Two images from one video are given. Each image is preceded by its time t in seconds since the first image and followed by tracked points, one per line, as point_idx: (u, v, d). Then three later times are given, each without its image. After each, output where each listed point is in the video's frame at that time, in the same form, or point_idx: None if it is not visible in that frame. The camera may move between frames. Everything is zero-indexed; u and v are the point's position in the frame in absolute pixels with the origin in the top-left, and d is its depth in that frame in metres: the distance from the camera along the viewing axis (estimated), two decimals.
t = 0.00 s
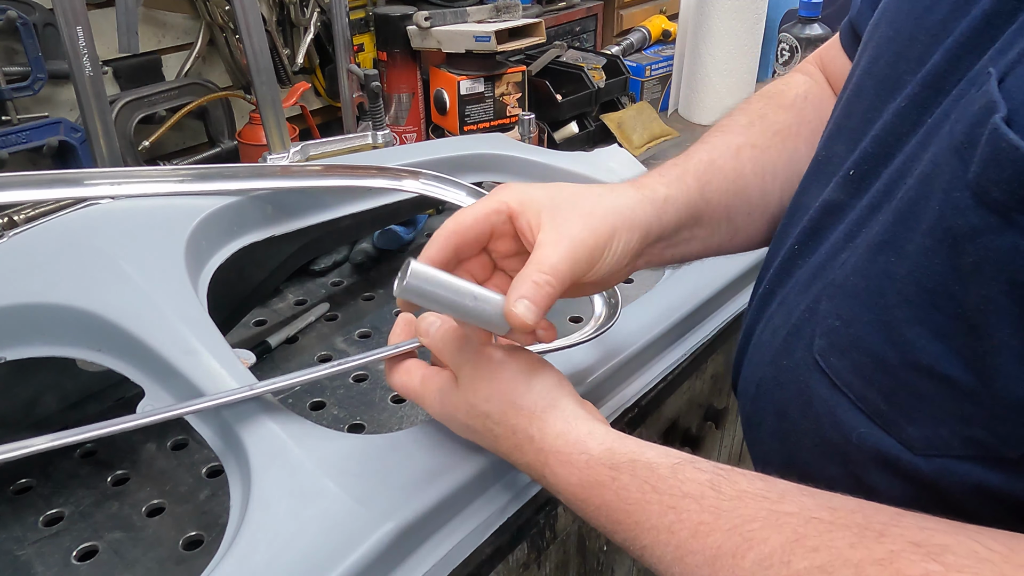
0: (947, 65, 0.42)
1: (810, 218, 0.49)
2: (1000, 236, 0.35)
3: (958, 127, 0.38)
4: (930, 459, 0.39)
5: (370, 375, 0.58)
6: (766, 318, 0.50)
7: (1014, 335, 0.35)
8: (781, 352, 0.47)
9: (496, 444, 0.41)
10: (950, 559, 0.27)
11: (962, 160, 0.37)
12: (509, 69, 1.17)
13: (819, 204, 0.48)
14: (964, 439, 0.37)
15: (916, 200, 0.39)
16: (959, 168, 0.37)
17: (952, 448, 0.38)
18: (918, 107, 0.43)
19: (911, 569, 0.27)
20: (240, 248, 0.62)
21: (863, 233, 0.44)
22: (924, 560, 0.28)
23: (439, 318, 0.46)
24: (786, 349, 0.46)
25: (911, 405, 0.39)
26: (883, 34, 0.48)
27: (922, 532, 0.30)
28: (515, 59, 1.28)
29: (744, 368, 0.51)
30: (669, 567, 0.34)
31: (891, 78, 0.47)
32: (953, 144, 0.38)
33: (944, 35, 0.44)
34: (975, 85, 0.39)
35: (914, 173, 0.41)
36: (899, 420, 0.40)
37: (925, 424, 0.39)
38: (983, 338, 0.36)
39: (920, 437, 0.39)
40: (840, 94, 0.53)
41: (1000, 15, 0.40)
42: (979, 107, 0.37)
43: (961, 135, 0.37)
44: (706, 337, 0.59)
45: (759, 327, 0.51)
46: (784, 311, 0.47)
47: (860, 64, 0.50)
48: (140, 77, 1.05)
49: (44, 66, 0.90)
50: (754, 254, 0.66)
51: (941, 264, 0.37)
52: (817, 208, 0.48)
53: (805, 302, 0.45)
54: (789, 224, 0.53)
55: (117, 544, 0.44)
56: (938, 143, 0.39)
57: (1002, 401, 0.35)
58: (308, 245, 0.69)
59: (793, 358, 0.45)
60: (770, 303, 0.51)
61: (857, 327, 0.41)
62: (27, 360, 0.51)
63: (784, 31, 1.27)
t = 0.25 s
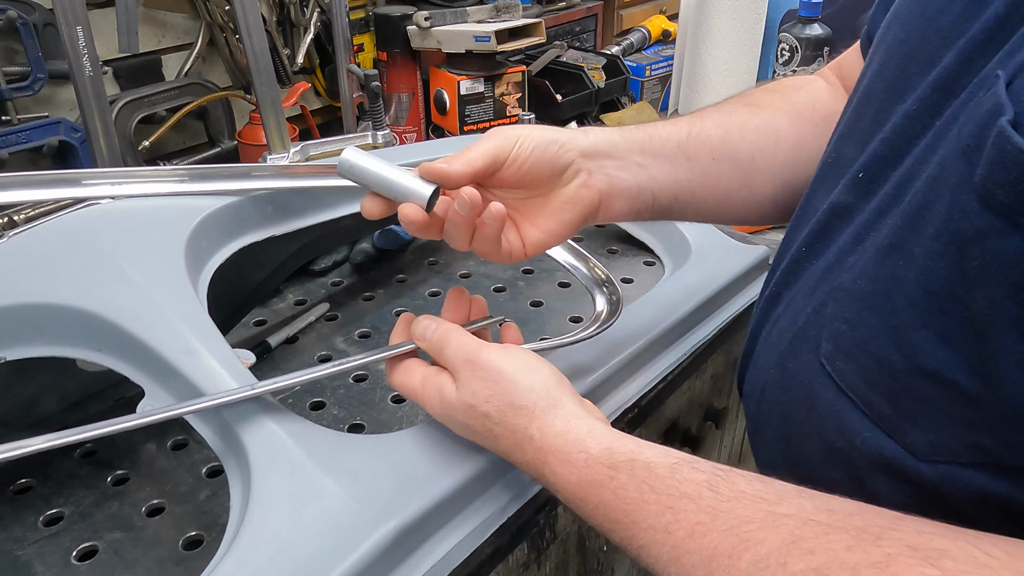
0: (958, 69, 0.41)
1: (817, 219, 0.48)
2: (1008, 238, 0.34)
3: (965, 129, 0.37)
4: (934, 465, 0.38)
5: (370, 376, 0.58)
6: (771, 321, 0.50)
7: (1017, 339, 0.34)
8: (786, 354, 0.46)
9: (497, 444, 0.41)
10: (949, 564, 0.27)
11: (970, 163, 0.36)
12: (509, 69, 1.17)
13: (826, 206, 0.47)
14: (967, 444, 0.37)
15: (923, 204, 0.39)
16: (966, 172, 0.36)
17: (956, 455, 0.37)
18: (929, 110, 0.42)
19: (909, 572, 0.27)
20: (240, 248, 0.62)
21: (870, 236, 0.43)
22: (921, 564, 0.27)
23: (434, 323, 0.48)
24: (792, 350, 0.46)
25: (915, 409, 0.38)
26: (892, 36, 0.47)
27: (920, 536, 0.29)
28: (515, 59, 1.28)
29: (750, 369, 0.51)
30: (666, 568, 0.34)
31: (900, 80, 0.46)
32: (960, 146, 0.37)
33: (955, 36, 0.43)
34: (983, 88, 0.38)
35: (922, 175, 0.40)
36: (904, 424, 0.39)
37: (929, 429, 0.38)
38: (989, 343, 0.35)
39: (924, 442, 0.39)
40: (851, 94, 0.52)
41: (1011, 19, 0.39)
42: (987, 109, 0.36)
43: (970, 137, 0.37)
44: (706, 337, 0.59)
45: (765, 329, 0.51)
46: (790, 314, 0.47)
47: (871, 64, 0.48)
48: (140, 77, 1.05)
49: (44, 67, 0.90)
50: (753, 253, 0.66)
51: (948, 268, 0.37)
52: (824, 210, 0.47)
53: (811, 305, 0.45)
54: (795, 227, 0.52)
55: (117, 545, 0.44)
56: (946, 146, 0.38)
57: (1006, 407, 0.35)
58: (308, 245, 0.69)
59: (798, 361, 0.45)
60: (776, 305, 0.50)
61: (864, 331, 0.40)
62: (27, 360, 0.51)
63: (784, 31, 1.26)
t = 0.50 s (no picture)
0: (964, 72, 0.40)
1: (819, 220, 0.48)
2: (1004, 246, 0.33)
3: (966, 134, 0.37)
4: (932, 470, 0.38)
5: (370, 376, 0.58)
6: (774, 323, 0.50)
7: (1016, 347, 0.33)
8: (787, 355, 0.46)
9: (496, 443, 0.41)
10: (945, 569, 0.27)
11: (969, 166, 0.36)
12: (509, 69, 1.17)
13: (828, 208, 0.47)
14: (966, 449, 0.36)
15: (924, 207, 0.38)
16: (965, 175, 0.36)
17: (952, 460, 0.37)
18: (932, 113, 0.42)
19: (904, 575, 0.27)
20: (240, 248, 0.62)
21: (871, 239, 0.43)
22: (916, 569, 0.28)
23: (433, 323, 0.48)
24: (793, 350, 0.46)
25: (914, 413, 0.38)
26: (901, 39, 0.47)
27: (917, 541, 0.29)
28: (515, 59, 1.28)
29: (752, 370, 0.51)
30: (663, 567, 0.34)
31: (904, 81, 0.45)
32: (961, 150, 0.36)
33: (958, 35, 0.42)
34: (985, 92, 0.37)
35: (925, 178, 0.40)
36: (902, 428, 0.39)
37: (928, 434, 0.38)
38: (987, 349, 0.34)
39: (922, 446, 0.38)
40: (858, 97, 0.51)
41: (1019, 21, 0.38)
42: (987, 113, 0.35)
43: (969, 141, 0.36)
44: (707, 337, 0.59)
45: (768, 331, 0.51)
46: (792, 316, 0.47)
47: (877, 69, 0.48)
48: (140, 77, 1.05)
49: (44, 67, 0.90)
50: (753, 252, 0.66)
51: (946, 273, 0.36)
52: (826, 211, 0.47)
53: (813, 307, 0.45)
54: (799, 229, 0.52)
55: (117, 544, 0.44)
56: (947, 149, 0.38)
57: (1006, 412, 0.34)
58: (308, 245, 0.69)
59: (799, 364, 0.45)
60: (780, 307, 0.50)
61: (862, 334, 0.40)
62: (27, 360, 0.51)
63: (784, 31, 1.26)
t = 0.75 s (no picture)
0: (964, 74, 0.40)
1: (819, 220, 0.48)
2: (1001, 248, 0.33)
3: (966, 136, 0.37)
4: (930, 473, 0.38)
5: (370, 376, 0.58)
6: (775, 325, 0.50)
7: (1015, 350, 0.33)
8: (788, 356, 0.46)
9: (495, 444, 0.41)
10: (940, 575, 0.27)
11: (969, 168, 0.36)
12: (509, 69, 1.17)
13: (829, 208, 0.47)
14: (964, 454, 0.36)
15: (925, 210, 0.38)
16: (966, 177, 0.36)
17: (952, 463, 0.37)
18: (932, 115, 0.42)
19: None
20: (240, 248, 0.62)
21: (872, 241, 0.43)
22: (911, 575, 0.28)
23: (433, 322, 0.48)
24: (795, 352, 0.46)
25: (912, 415, 0.38)
26: (902, 38, 0.47)
27: (913, 546, 0.29)
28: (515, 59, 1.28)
29: (751, 371, 0.51)
30: (659, 571, 0.33)
31: (904, 82, 0.45)
32: (961, 152, 0.37)
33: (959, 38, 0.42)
34: (986, 94, 0.37)
35: (925, 180, 0.40)
36: (900, 432, 0.39)
37: (927, 437, 0.38)
38: (985, 351, 0.34)
39: (921, 450, 0.38)
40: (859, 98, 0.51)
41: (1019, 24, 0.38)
42: (987, 115, 0.35)
43: (970, 142, 0.36)
44: (707, 337, 0.59)
45: (768, 332, 0.51)
46: (794, 317, 0.47)
47: (880, 70, 0.48)
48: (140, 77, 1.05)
49: (43, 67, 0.90)
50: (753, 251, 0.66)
51: (944, 275, 0.36)
52: (826, 212, 0.47)
53: (814, 308, 0.45)
54: (799, 230, 0.52)
55: (116, 545, 0.44)
56: (947, 152, 0.38)
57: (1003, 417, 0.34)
58: (308, 245, 0.69)
59: (799, 365, 0.45)
60: (780, 307, 0.50)
61: (862, 336, 0.40)
62: (27, 360, 0.51)
63: (784, 31, 1.26)
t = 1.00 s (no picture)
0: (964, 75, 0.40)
1: (819, 222, 0.48)
2: (1003, 249, 0.33)
3: (967, 137, 0.37)
4: (932, 474, 0.38)
5: (370, 376, 0.58)
6: (775, 326, 0.50)
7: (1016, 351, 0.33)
8: (789, 356, 0.46)
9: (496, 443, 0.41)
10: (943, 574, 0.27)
11: (970, 170, 0.36)
12: (509, 69, 1.17)
13: (828, 210, 0.47)
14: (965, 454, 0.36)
15: (925, 212, 0.38)
16: (967, 179, 0.36)
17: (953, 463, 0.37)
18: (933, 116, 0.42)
19: None
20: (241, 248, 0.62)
21: (872, 243, 0.43)
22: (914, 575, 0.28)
23: (434, 322, 0.48)
24: (795, 353, 0.46)
25: (912, 415, 0.38)
26: (901, 39, 0.47)
27: (915, 545, 0.29)
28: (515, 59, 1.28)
29: (752, 371, 0.51)
30: (661, 569, 0.33)
31: (904, 82, 0.45)
32: (962, 154, 0.37)
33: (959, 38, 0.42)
34: (987, 96, 0.38)
35: (926, 181, 0.40)
36: (902, 431, 0.39)
37: (927, 437, 0.38)
38: (986, 352, 0.34)
39: (922, 450, 0.38)
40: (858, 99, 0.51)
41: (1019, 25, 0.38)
42: (988, 117, 0.35)
43: (971, 144, 0.36)
44: (707, 337, 0.60)
45: (768, 333, 0.51)
46: (794, 319, 0.47)
47: (878, 71, 0.49)
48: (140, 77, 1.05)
49: (44, 67, 0.90)
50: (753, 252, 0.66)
51: (945, 277, 0.36)
52: (826, 214, 0.47)
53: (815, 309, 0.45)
54: (799, 231, 0.52)
55: (116, 545, 0.44)
56: (948, 154, 0.38)
57: (1005, 417, 0.34)
58: (308, 245, 0.69)
59: (800, 365, 0.45)
60: (780, 308, 0.50)
61: (863, 338, 0.40)
62: (27, 360, 0.51)
63: (784, 31, 1.26)
